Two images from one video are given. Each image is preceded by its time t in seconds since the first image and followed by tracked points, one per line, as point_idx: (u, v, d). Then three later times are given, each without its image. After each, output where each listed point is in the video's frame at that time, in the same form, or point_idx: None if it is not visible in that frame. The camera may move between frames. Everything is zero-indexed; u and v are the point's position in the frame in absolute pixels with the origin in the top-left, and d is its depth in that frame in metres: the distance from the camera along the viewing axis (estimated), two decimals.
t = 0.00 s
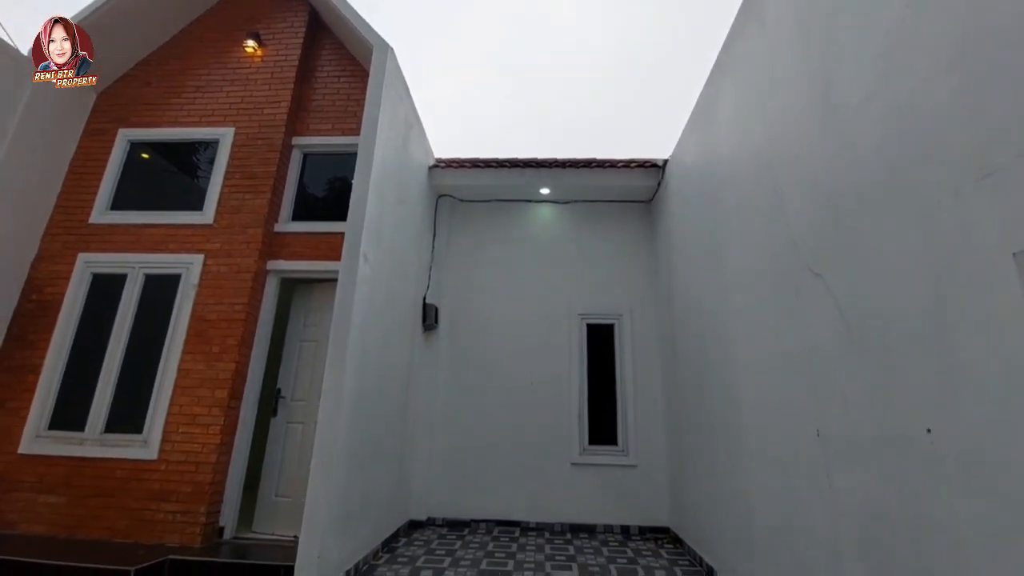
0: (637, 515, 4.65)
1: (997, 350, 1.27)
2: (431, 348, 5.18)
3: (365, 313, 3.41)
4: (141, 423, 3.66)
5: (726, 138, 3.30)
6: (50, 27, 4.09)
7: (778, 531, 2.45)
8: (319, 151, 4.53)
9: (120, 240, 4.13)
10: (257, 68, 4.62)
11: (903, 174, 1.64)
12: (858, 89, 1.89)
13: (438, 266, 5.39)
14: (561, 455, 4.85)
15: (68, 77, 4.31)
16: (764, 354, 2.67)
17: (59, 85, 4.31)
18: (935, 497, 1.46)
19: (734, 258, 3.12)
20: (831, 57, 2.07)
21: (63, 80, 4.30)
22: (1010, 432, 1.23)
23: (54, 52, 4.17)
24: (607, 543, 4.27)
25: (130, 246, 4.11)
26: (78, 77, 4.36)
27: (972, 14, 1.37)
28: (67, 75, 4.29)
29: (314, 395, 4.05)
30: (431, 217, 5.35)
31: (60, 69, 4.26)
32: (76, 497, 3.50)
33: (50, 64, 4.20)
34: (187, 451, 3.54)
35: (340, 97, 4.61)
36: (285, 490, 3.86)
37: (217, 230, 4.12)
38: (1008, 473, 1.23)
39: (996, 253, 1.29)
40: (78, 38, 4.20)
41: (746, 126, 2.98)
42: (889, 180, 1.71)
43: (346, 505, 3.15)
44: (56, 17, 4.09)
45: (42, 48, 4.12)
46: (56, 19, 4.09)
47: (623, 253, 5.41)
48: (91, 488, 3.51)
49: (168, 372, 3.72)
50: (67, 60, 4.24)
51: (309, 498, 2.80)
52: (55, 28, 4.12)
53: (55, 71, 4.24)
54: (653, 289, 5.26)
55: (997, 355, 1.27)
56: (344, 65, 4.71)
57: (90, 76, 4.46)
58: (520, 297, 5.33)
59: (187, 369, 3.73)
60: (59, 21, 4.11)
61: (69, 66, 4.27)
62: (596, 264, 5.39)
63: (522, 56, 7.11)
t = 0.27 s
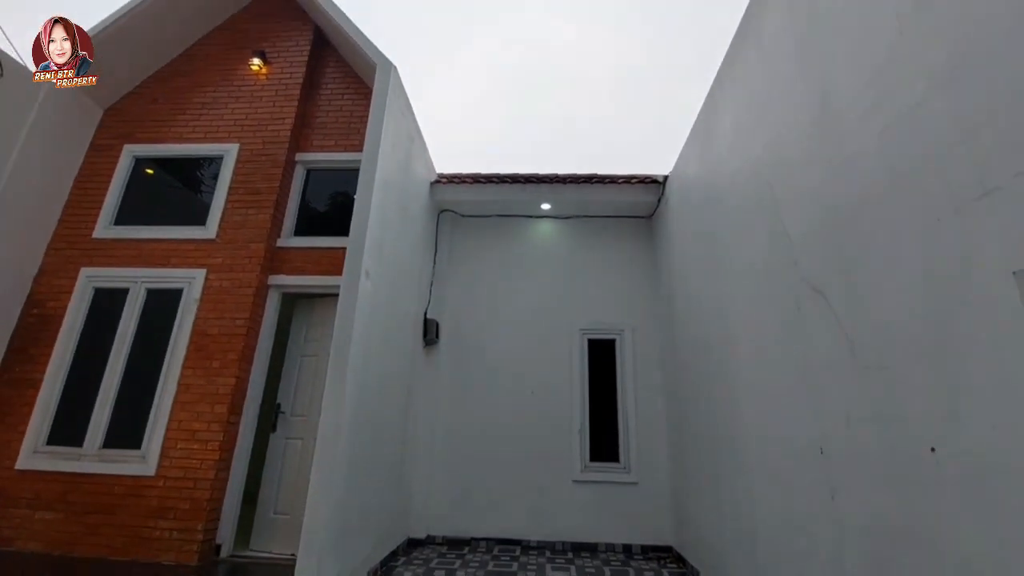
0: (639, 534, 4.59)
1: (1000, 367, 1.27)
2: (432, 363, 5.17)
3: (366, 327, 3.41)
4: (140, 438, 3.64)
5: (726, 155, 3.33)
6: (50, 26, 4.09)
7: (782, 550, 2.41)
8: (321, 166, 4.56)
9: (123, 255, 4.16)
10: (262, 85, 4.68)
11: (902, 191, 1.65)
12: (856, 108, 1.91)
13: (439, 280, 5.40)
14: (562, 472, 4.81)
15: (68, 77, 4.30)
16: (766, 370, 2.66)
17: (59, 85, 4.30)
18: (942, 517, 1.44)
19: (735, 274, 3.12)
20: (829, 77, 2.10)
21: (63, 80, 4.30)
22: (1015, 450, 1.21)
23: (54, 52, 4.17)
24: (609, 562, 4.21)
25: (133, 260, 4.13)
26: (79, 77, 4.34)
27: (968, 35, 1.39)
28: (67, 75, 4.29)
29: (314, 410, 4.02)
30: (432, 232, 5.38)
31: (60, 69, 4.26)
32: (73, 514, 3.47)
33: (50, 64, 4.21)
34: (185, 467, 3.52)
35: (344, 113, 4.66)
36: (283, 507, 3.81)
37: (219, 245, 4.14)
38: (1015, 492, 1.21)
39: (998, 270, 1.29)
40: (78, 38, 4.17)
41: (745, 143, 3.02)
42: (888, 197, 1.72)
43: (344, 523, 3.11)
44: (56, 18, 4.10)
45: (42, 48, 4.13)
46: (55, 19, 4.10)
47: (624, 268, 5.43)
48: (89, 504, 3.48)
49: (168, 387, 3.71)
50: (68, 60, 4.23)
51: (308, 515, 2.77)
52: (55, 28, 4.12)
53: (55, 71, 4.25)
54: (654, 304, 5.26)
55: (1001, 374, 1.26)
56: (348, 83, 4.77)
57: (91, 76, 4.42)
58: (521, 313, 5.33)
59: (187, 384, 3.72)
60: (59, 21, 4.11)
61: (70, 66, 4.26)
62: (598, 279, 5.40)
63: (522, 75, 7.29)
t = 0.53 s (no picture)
0: (644, 554, 4.51)
1: (1006, 385, 1.26)
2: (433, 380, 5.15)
3: (368, 342, 3.41)
4: (140, 455, 3.62)
5: (726, 172, 3.35)
6: (50, 26, 4.26)
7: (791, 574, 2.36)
8: (325, 183, 4.60)
9: (127, 270, 4.18)
10: (268, 103, 4.75)
11: (903, 207, 1.65)
12: (855, 125, 1.92)
13: (441, 296, 5.41)
14: (565, 490, 4.75)
15: (68, 77, 4.34)
16: (769, 387, 2.64)
17: (59, 85, 4.35)
18: (953, 539, 1.41)
19: (738, 290, 3.12)
20: (827, 95, 2.13)
21: (64, 80, 4.35)
22: None
23: (54, 52, 4.30)
24: None
25: (136, 276, 4.15)
26: (79, 77, 4.36)
27: (964, 54, 1.41)
28: (67, 75, 4.34)
29: (315, 427, 3.99)
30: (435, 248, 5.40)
31: (60, 70, 4.35)
32: (70, 532, 3.43)
33: (50, 64, 4.32)
34: (184, 485, 3.49)
35: (348, 130, 4.71)
36: (283, 526, 3.76)
37: (223, 261, 4.16)
38: None
39: (1001, 285, 1.29)
40: (78, 38, 4.31)
41: (745, 161, 3.04)
42: (889, 213, 1.72)
43: (344, 542, 3.07)
44: (56, 18, 4.27)
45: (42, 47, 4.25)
46: (55, 19, 4.27)
47: (626, 283, 5.43)
48: (87, 522, 3.45)
49: (169, 403, 3.70)
50: (67, 59, 4.32)
51: (308, 534, 2.73)
52: (55, 28, 4.28)
53: (55, 71, 4.34)
54: (656, 320, 5.24)
55: (1007, 392, 1.26)
56: (353, 101, 4.84)
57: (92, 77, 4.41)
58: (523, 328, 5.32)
59: (188, 400, 3.71)
60: (59, 21, 4.28)
61: (70, 66, 4.33)
62: (599, 295, 5.40)
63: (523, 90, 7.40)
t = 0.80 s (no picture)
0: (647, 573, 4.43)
1: (1010, 401, 1.25)
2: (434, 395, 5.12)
3: (368, 356, 3.40)
4: (139, 471, 3.59)
5: (725, 187, 3.38)
6: (50, 27, 4.39)
7: None
8: (327, 198, 4.63)
9: (129, 285, 4.19)
10: (271, 119, 4.81)
11: (902, 224, 1.66)
12: (852, 142, 1.94)
13: (442, 310, 5.41)
14: (567, 506, 4.69)
15: (67, 77, 4.44)
16: (772, 403, 2.62)
17: (59, 85, 4.43)
18: (962, 559, 1.39)
19: (739, 305, 3.12)
20: (824, 113, 2.15)
21: (63, 80, 4.44)
22: None
23: (54, 52, 4.40)
24: None
25: (138, 290, 4.17)
26: (78, 76, 4.46)
27: (960, 73, 1.43)
28: (66, 75, 4.44)
29: (314, 443, 3.97)
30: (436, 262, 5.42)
31: (60, 70, 4.43)
32: (66, 550, 3.39)
33: (50, 64, 4.39)
34: (182, 501, 3.45)
35: (350, 146, 4.76)
36: (281, 544, 3.72)
37: (224, 275, 4.17)
38: None
39: (1000, 303, 1.29)
40: (77, 37, 4.44)
41: (744, 176, 3.07)
42: (888, 230, 1.73)
43: (343, 560, 3.03)
44: (56, 19, 4.40)
45: (42, 48, 4.37)
46: (55, 19, 4.40)
47: (626, 297, 5.43)
48: (83, 540, 3.41)
49: (168, 418, 3.68)
50: (67, 59, 4.43)
51: (306, 551, 2.69)
52: (54, 28, 4.40)
53: (55, 71, 4.42)
54: (658, 334, 5.23)
55: (1011, 408, 1.25)
56: (355, 117, 4.89)
57: (91, 77, 4.47)
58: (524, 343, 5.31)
59: (187, 415, 3.70)
60: (59, 21, 4.41)
61: (69, 65, 4.44)
62: (600, 309, 5.40)
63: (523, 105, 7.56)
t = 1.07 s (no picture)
0: None
1: (1015, 416, 1.25)
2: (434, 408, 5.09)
3: (369, 369, 3.39)
4: (137, 485, 3.57)
5: (726, 200, 3.39)
6: (50, 26, 4.50)
7: None
8: (329, 211, 4.66)
9: (130, 297, 4.20)
10: (274, 133, 4.85)
11: (902, 239, 1.67)
12: (851, 157, 1.95)
13: (443, 323, 5.40)
14: (568, 522, 4.63)
15: (68, 77, 4.56)
16: (774, 417, 2.60)
17: (59, 85, 4.53)
18: None
19: (740, 317, 3.11)
20: (823, 128, 2.17)
21: (63, 80, 4.55)
22: None
23: (54, 52, 4.50)
24: None
25: (139, 303, 4.17)
26: (78, 77, 4.61)
27: (957, 90, 1.44)
28: (67, 75, 4.56)
29: (314, 456, 3.94)
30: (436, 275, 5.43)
31: (60, 70, 4.54)
32: (62, 566, 3.35)
33: (50, 64, 4.48)
34: (180, 516, 3.42)
35: (352, 160, 4.79)
36: (279, 560, 3.67)
37: (225, 288, 4.18)
38: None
39: (1001, 318, 1.29)
40: (78, 37, 4.58)
41: (744, 190, 3.08)
42: (888, 243, 1.74)
43: None
44: (56, 19, 4.53)
45: (43, 48, 4.45)
46: (56, 20, 4.52)
47: (627, 310, 5.43)
48: (79, 555, 3.38)
49: (167, 431, 3.66)
50: (67, 59, 4.55)
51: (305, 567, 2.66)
52: (55, 29, 4.53)
53: (55, 71, 4.51)
54: (659, 347, 5.22)
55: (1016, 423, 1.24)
56: (357, 131, 4.93)
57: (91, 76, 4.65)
58: (525, 355, 5.30)
59: (187, 428, 3.68)
60: (60, 22, 4.54)
61: (69, 65, 4.56)
62: (601, 322, 5.40)
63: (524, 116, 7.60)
